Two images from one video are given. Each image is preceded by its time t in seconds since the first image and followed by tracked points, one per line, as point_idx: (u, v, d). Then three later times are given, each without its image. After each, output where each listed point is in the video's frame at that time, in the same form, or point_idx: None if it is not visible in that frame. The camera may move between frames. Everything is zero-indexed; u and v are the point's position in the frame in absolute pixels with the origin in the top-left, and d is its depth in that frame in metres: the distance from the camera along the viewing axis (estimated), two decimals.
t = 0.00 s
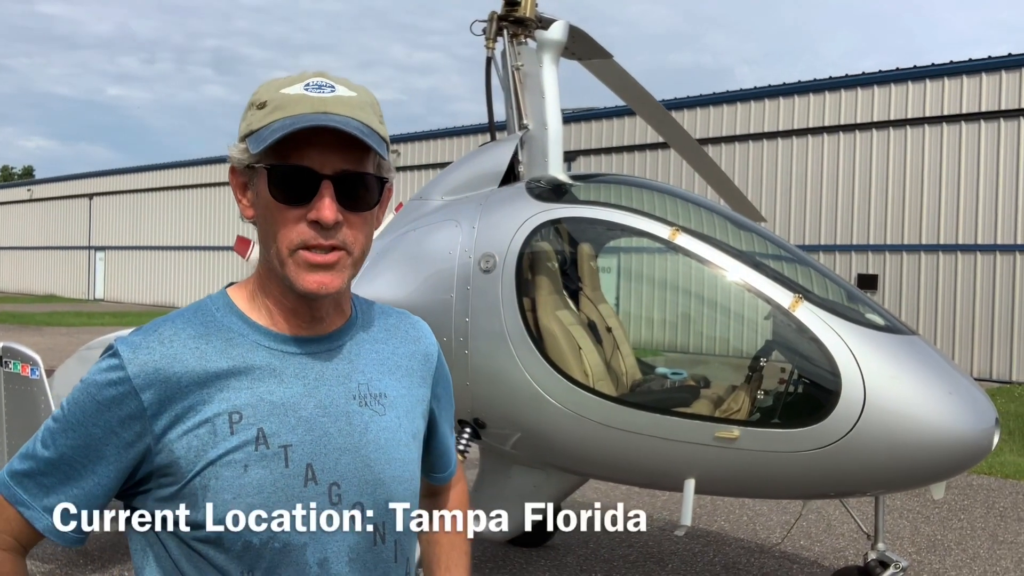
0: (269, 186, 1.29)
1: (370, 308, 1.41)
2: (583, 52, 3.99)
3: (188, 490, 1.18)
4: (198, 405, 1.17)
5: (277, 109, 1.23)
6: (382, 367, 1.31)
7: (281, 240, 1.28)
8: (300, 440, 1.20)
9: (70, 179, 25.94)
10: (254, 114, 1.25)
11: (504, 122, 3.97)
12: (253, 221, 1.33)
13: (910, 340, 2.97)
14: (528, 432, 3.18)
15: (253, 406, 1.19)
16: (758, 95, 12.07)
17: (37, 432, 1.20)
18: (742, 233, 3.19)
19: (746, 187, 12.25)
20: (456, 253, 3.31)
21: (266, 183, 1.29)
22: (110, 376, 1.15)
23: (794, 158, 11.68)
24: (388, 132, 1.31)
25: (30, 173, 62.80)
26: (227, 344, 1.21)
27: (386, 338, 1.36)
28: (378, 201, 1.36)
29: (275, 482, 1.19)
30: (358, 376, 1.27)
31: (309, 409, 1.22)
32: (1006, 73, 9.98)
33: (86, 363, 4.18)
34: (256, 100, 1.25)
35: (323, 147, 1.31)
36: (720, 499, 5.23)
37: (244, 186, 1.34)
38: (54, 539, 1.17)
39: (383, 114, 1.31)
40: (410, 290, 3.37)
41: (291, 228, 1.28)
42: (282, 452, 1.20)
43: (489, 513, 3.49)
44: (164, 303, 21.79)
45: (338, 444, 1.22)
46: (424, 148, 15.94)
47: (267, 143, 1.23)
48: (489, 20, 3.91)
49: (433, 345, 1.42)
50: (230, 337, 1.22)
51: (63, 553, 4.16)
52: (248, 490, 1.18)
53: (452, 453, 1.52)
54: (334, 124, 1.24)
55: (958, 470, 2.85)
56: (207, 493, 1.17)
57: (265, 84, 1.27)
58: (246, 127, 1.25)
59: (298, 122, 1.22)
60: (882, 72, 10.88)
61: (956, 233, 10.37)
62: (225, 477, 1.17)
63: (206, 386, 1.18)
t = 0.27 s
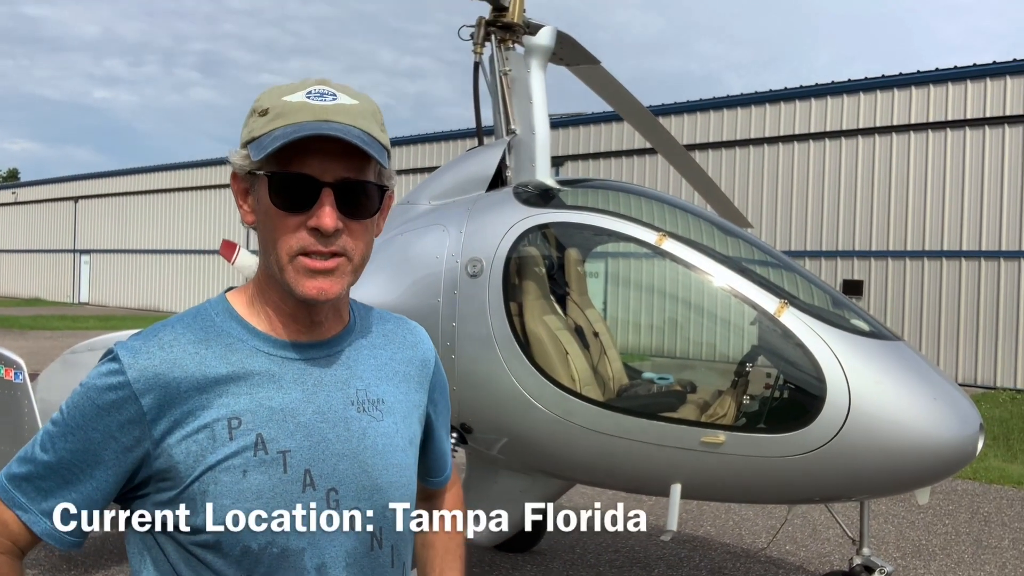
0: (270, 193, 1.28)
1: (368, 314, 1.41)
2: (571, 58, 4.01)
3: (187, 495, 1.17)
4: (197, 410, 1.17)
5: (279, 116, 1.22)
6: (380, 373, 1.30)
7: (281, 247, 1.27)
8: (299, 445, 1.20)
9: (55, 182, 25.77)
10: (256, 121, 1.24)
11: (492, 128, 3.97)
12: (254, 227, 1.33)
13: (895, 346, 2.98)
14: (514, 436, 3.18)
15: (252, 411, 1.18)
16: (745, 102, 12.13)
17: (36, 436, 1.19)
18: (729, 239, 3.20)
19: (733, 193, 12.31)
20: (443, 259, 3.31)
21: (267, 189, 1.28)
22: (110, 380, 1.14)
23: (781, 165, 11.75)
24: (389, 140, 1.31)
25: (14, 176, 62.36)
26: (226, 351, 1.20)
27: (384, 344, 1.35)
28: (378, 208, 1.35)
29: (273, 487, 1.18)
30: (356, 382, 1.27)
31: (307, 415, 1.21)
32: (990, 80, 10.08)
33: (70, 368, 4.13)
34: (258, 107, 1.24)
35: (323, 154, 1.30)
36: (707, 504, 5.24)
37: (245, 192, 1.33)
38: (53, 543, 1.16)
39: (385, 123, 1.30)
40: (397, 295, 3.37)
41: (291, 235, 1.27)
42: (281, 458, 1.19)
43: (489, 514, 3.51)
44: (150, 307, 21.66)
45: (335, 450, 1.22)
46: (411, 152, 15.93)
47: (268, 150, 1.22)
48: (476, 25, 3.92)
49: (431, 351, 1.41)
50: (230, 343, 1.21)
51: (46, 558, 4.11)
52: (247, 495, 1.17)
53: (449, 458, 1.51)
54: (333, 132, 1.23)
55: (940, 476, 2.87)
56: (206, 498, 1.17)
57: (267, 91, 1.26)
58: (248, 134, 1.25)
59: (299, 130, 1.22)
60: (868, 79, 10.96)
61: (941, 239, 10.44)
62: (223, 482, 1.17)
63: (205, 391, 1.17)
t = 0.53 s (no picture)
0: (267, 201, 1.26)
1: (366, 321, 1.39)
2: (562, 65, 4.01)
3: (182, 505, 1.16)
4: (193, 419, 1.15)
5: (277, 123, 1.21)
6: (378, 382, 1.28)
7: (278, 255, 1.25)
8: (295, 455, 1.18)
9: (45, 188, 25.67)
10: (254, 129, 1.23)
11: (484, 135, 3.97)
12: (252, 236, 1.31)
13: (885, 354, 2.99)
14: (504, 444, 3.16)
15: (249, 420, 1.16)
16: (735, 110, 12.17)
17: (31, 443, 1.17)
18: (720, 247, 3.20)
19: (723, 201, 12.34)
20: (433, 266, 3.30)
21: (265, 197, 1.27)
22: (107, 388, 1.12)
23: (771, 173, 11.79)
24: (388, 149, 1.30)
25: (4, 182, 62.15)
26: (223, 358, 1.18)
27: (381, 353, 1.33)
28: (375, 216, 1.33)
29: (268, 497, 1.17)
30: (353, 392, 1.25)
31: (303, 425, 1.19)
32: (979, 90, 10.14)
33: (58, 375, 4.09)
34: (256, 115, 1.23)
35: (322, 162, 1.28)
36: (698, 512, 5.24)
37: (244, 200, 1.32)
38: (46, 551, 1.15)
39: (385, 132, 1.29)
40: (388, 302, 3.37)
41: (287, 243, 1.26)
42: (277, 467, 1.18)
43: (488, 514, 3.51)
44: (139, 314, 21.56)
45: (332, 460, 1.20)
46: (402, 160, 15.93)
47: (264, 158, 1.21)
48: (468, 32, 3.93)
49: (429, 360, 1.39)
50: (227, 351, 1.19)
51: (33, 566, 4.07)
52: (240, 506, 1.16)
53: (446, 468, 1.49)
54: (331, 140, 1.22)
55: (929, 484, 2.87)
56: (202, 507, 1.15)
57: (267, 99, 1.25)
58: (246, 142, 1.24)
59: (295, 138, 1.20)
60: (858, 88, 11.01)
61: (931, 248, 10.48)
62: (218, 492, 1.15)
63: (201, 400, 1.15)
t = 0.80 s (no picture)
0: (257, 203, 1.26)
1: (361, 325, 1.38)
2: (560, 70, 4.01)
3: (176, 507, 1.14)
4: (187, 421, 1.14)
5: (266, 126, 1.20)
6: (373, 384, 1.27)
7: (268, 257, 1.24)
8: (289, 458, 1.17)
9: (43, 193, 25.68)
10: (245, 131, 1.22)
11: (481, 140, 3.96)
12: (244, 239, 1.31)
13: (884, 359, 2.98)
14: (502, 449, 3.15)
15: (244, 423, 1.15)
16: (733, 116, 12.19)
17: (24, 445, 1.16)
18: (718, 252, 3.19)
19: (721, 207, 12.36)
20: (431, 270, 3.29)
21: (255, 199, 1.26)
22: (101, 390, 1.11)
23: (769, 178, 11.80)
24: (379, 150, 1.28)
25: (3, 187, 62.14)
26: (218, 361, 1.17)
27: (377, 356, 1.32)
28: (366, 217, 1.32)
29: (262, 500, 1.15)
30: (348, 394, 1.24)
31: (299, 427, 1.18)
32: (977, 96, 10.16)
33: (54, 379, 4.08)
34: (246, 118, 1.23)
35: (311, 164, 1.28)
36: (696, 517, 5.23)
37: (237, 204, 1.31)
38: (38, 554, 1.13)
39: (376, 132, 1.28)
40: (384, 306, 3.36)
41: (276, 245, 1.25)
42: (271, 470, 1.16)
43: (488, 514, 3.49)
44: (137, 319, 21.54)
45: (326, 462, 1.19)
46: (400, 165, 15.94)
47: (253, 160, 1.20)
48: (466, 37, 3.93)
49: (424, 363, 1.38)
50: (222, 353, 1.18)
51: (28, 571, 4.06)
52: (234, 508, 1.14)
53: (441, 472, 1.48)
54: (319, 141, 1.20)
55: (928, 489, 2.86)
56: (197, 510, 1.14)
57: (258, 101, 1.24)
58: (235, 144, 1.23)
59: (283, 140, 1.20)
60: (856, 94, 11.03)
61: (929, 253, 10.48)
62: (212, 494, 1.14)
63: (195, 402, 1.14)
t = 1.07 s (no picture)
0: (249, 205, 1.25)
1: (354, 327, 1.37)
2: (561, 72, 4.01)
3: (169, 508, 1.14)
4: (180, 422, 1.13)
5: (257, 128, 1.20)
6: (367, 386, 1.27)
7: (260, 258, 1.24)
8: (282, 458, 1.17)
9: (47, 196, 25.73)
10: (237, 134, 1.22)
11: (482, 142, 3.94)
12: (236, 241, 1.30)
13: (886, 361, 2.97)
14: (503, 451, 3.14)
15: (236, 424, 1.15)
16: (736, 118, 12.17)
17: (17, 448, 1.15)
18: (721, 254, 3.19)
19: (724, 209, 12.34)
20: (432, 273, 3.29)
21: (247, 201, 1.26)
22: (93, 392, 1.11)
23: (772, 180, 11.78)
24: (372, 152, 1.28)
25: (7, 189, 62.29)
26: (209, 362, 1.17)
27: (371, 357, 1.31)
28: (358, 219, 1.32)
29: (255, 500, 1.15)
30: (342, 395, 1.23)
31: (292, 428, 1.17)
32: (980, 97, 10.14)
33: (55, 381, 4.08)
34: (238, 120, 1.22)
35: (302, 165, 1.27)
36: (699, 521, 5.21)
37: (229, 205, 1.31)
38: (32, 556, 1.13)
39: (368, 134, 1.27)
40: (385, 309, 3.35)
41: (268, 247, 1.24)
42: (264, 471, 1.16)
43: (488, 514, 3.48)
44: (140, 322, 21.56)
45: (319, 464, 1.18)
46: (402, 167, 15.94)
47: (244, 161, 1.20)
48: (467, 39, 3.93)
49: (418, 365, 1.37)
50: (214, 354, 1.18)
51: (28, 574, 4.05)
52: (226, 509, 1.14)
53: (436, 475, 1.47)
54: (311, 143, 1.20)
55: (932, 491, 2.85)
56: (189, 511, 1.13)
57: (250, 103, 1.24)
58: (227, 146, 1.23)
59: (274, 141, 1.19)
60: (859, 95, 11.01)
61: (933, 255, 10.46)
62: (204, 495, 1.13)
63: (188, 404, 1.14)
